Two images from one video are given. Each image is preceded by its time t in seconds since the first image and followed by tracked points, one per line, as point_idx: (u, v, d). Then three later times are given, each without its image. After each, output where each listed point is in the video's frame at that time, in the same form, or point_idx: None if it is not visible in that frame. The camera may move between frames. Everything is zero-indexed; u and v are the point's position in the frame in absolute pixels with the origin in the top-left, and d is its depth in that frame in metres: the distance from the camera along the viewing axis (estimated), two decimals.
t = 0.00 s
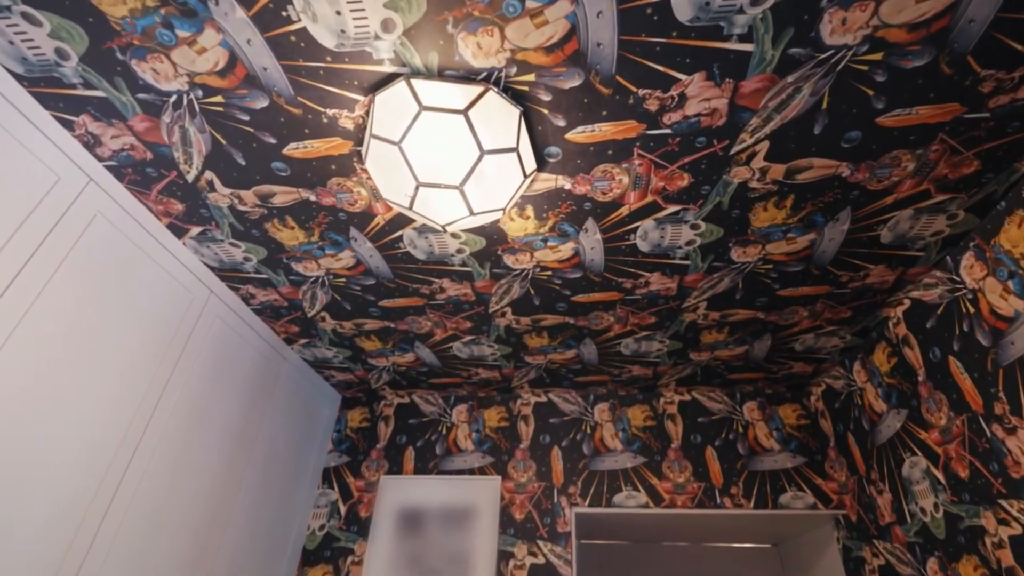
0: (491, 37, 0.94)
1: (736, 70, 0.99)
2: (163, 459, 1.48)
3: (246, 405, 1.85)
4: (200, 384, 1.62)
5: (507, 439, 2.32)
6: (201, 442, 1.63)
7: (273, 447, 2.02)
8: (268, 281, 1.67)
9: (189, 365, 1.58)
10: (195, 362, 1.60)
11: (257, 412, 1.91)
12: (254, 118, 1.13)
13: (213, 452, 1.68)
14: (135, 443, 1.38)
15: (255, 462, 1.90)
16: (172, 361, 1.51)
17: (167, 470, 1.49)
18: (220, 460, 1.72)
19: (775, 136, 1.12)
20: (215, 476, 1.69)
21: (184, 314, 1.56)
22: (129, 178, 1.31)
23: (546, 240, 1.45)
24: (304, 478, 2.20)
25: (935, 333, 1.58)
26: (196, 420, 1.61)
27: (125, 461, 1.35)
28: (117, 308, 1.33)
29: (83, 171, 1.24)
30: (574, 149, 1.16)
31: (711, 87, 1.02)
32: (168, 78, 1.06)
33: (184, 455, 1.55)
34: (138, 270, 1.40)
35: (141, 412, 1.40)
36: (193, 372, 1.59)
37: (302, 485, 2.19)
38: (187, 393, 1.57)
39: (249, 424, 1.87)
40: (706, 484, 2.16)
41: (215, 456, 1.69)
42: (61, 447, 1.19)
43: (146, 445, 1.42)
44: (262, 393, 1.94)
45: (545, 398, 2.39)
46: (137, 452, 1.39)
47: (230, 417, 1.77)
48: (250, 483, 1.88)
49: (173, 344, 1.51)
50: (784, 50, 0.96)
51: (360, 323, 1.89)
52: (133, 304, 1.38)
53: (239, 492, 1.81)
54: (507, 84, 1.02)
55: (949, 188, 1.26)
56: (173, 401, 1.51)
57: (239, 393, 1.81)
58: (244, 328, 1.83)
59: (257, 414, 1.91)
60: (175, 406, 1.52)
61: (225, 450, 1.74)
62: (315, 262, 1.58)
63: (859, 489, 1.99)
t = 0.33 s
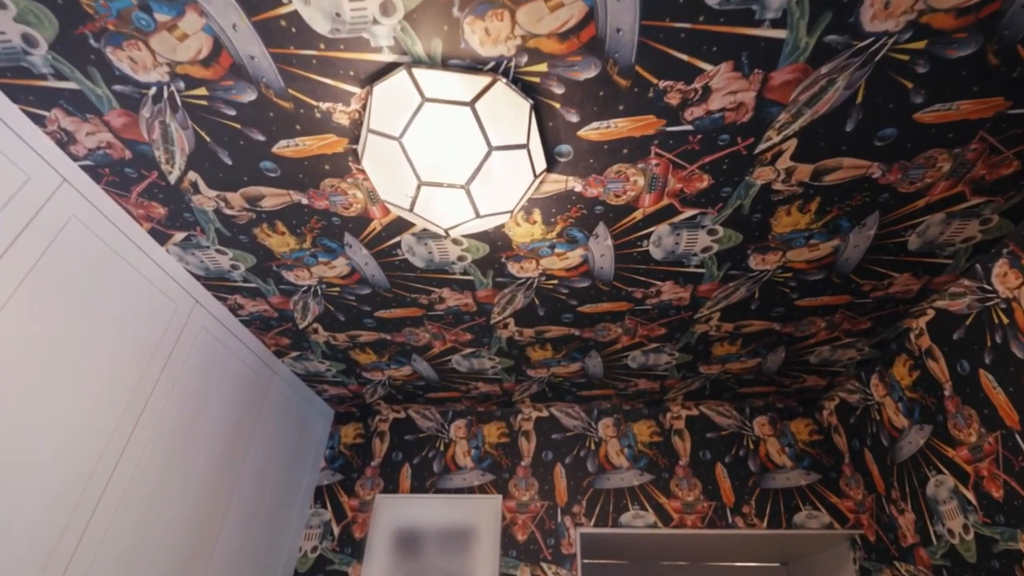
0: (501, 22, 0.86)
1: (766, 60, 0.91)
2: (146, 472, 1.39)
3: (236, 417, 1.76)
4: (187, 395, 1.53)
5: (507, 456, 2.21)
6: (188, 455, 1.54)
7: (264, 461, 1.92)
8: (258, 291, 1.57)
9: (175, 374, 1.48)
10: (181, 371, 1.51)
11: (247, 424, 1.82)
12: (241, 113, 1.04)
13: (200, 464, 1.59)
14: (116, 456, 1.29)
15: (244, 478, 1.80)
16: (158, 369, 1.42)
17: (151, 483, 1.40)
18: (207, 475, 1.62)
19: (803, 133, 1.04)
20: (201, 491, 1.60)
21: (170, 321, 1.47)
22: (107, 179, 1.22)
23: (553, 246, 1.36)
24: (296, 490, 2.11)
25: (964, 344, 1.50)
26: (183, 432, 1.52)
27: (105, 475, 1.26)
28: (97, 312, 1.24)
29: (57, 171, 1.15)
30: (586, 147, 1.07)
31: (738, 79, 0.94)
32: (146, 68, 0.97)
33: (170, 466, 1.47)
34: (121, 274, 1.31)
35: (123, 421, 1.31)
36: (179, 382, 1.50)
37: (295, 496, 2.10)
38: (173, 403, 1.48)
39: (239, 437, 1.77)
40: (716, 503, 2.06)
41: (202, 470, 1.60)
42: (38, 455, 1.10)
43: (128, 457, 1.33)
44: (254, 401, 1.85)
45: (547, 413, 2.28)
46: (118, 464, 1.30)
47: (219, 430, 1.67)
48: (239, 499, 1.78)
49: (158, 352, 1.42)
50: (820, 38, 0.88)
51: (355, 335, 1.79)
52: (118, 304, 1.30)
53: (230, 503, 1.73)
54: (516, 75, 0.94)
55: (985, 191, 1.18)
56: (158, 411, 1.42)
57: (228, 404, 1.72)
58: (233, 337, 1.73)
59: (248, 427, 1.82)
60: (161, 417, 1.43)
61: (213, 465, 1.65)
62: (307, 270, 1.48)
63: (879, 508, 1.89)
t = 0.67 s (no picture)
0: (512, 4, 0.78)
1: (802, 50, 0.84)
2: (125, 497, 1.28)
3: (225, 434, 1.64)
4: (171, 411, 1.42)
5: (509, 473, 2.11)
6: (172, 476, 1.43)
7: (256, 481, 1.80)
8: (246, 302, 1.47)
9: (158, 390, 1.38)
10: (165, 386, 1.40)
11: (237, 442, 1.70)
12: (225, 106, 0.96)
13: (186, 483, 1.48)
14: (90, 480, 1.19)
15: (234, 498, 1.69)
16: (139, 385, 1.31)
17: (130, 506, 1.29)
18: (193, 497, 1.51)
19: (836, 132, 0.97)
20: (187, 515, 1.49)
21: (153, 333, 1.36)
22: (79, 181, 1.12)
23: (562, 254, 1.27)
24: (290, 510, 1.99)
25: (990, 357, 1.42)
26: (166, 451, 1.41)
27: (77, 501, 1.16)
28: (70, 324, 1.14)
29: (24, 170, 1.04)
30: (602, 146, 0.99)
31: (769, 72, 0.87)
32: (118, 55, 0.88)
33: (152, 485, 1.36)
34: (97, 283, 1.20)
35: (99, 442, 1.21)
36: (163, 398, 1.39)
37: (289, 516, 1.98)
38: (155, 421, 1.37)
39: (229, 456, 1.66)
40: (728, 519, 1.96)
41: (187, 492, 1.49)
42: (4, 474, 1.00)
43: (104, 481, 1.22)
44: (246, 416, 1.74)
45: (550, 428, 2.18)
46: (92, 489, 1.19)
47: (206, 449, 1.56)
48: (229, 519, 1.67)
49: (139, 365, 1.32)
50: (861, 25, 0.81)
51: (350, 349, 1.69)
52: (95, 312, 1.20)
53: (219, 524, 1.62)
54: (528, 64, 0.85)
55: None
56: (138, 430, 1.32)
57: (216, 421, 1.60)
58: (223, 350, 1.62)
59: (238, 445, 1.71)
60: (141, 435, 1.33)
61: (200, 486, 1.54)
62: (299, 280, 1.38)
63: (898, 524, 1.78)
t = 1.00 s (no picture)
0: None
1: (839, 46, 0.77)
2: (101, 522, 1.19)
3: (213, 450, 1.56)
4: (153, 429, 1.34)
5: (511, 489, 2.02)
6: (154, 498, 1.34)
7: (245, 500, 1.71)
8: (234, 313, 1.39)
9: (139, 406, 1.29)
10: (148, 402, 1.32)
11: (226, 459, 1.61)
12: (207, 106, 0.88)
13: (170, 503, 1.39)
14: (63, 505, 1.10)
15: (223, 518, 1.60)
16: (119, 400, 1.23)
17: (109, 529, 1.21)
18: (178, 518, 1.42)
19: (871, 136, 0.89)
20: (171, 539, 1.40)
21: (134, 346, 1.28)
22: (53, 186, 1.04)
23: (570, 265, 1.19)
24: (282, 528, 1.90)
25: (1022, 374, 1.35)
26: (148, 472, 1.32)
27: (49, 528, 1.07)
28: (40, 338, 1.05)
29: None
30: (617, 150, 0.92)
31: (802, 70, 0.79)
32: (89, 49, 0.81)
33: (133, 505, 1.27)
34: (71, 293, 1.12)
35: (73, 464, 1.12)
36: (144, 415, 1.31)
37: (280, 535, 1.89)
38: (136, 439, 1.29)
39: (217, 475, 1.57)
40: (741, 539, 1.87)
41: (172, 513, 1.40)
42: None
43: (79, 505, 1.14)
44: (235, 431, 1.66)
45: (553, 442, 2.10)
46: (66, 515, 1.11)
47: (193, 466, 1.47)
48: (217, 540, 1.58)
49: (119, 381, 1.23)
50: (906, 19, 0.74)
51: (345, 361, 1.61)
52: (70, 323, 1.12)
53: (206, 546, 1.53)
54: (539, 60, 0.78)
55: None
56: (118, 448, 1.23)
57: (203, 438, 1.52)
58: (211, 362, 1.54)
59: (227, 462, 1.62)
60: (122, 453, 1.24)
61: (185, 506, 1.45)
62: (290, 291, 1.30)
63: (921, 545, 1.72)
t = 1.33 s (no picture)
0: None
1: (879, 48, 0.70)
2: (74, 553, 1.12)
3: (201, 470, 1.49)
4: (135, 451, 1.26)
5: (511, 510, 1.95)
6: (134, 524, 1.26)
7: (233, 522, 1.63)
8: (223, 329, 1.32)
9: (120, 427, 1.22)
10: (130, 421, 1.25)
11: (214, 480, 1.54)
12: (190, 111, 0.81)
13: (152, 527, 1.32)
14: (31, 539, 1.02)
15: (209, 541, 1.52)
16: (98, 420, 1.16)
17: (82, 557, 1.13)
18: (161, 543, 1.35)
19: (907, 144, 0.83)
20: (152, 566, 1.32)
21: (113, 365, 1.21)
22: (27, 196, 0.97)
23: (578, 280, 1.13)
24: (271, 551, 1.82)
25: None
26: (127, 498, 1.24)
27: (13, 565, 0.99)
28: (9, 357, 0.98)
29: None
30: (632, 160, 0.85)
31: (837, 74, 0.73)
32: (60, 49, 0.74)
33: (111, 531, 1.20)
34: (44, 311, 1.05)
35: (43, 494, 1.04)
36: (126, 436, 1.24)
37: (269, 558, 1.81)
38: (116, 460, 1.21)
39: (203, 498, 1.49)
40: (752, 563, 1.79)
41: (154, 537, 1.33)
42: None
43: (49, 539, 1.06)
44: (224, 449, 1.59)
45: (556, 459, 2.02)
46: (33, 550, 1.03)
47: (177, 488, 1.40)
48: (203, 565, 1.50)
49: (96, 403, 1.16)
50: (954, 18, 0.67)
51: (339, 378, 1.53)
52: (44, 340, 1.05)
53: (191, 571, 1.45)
54: (550, 62, 0.72)
55: None
56: (96, 471, 1.16)
57: (189, 458, 1.44)
58: (199, 379, 1.47)
59: (214, 484, 1.54)
60: (99, 476, 1.17)
61: (169, 530, 1.37)
62: (281, 306, 1.23)
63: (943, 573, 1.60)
